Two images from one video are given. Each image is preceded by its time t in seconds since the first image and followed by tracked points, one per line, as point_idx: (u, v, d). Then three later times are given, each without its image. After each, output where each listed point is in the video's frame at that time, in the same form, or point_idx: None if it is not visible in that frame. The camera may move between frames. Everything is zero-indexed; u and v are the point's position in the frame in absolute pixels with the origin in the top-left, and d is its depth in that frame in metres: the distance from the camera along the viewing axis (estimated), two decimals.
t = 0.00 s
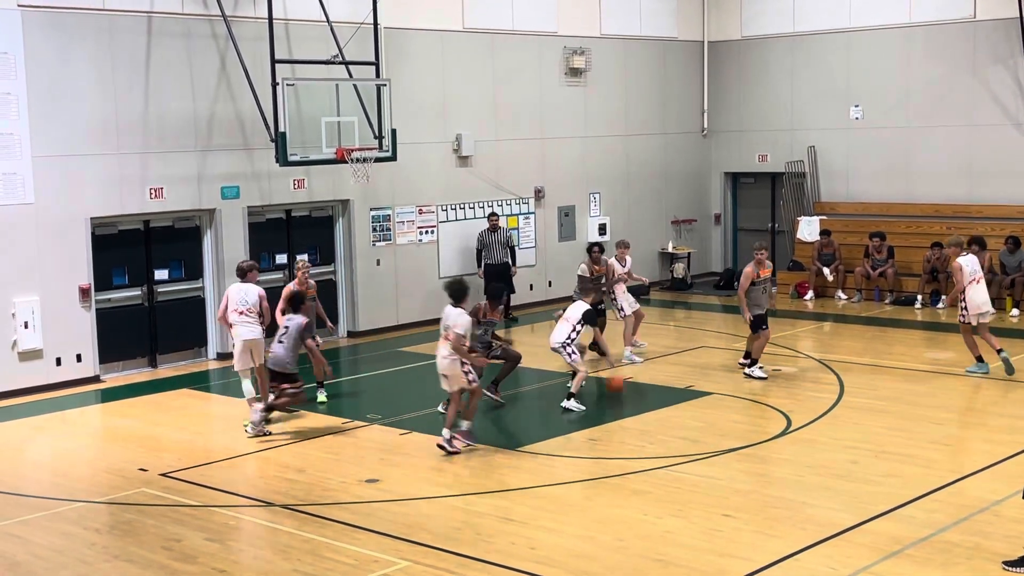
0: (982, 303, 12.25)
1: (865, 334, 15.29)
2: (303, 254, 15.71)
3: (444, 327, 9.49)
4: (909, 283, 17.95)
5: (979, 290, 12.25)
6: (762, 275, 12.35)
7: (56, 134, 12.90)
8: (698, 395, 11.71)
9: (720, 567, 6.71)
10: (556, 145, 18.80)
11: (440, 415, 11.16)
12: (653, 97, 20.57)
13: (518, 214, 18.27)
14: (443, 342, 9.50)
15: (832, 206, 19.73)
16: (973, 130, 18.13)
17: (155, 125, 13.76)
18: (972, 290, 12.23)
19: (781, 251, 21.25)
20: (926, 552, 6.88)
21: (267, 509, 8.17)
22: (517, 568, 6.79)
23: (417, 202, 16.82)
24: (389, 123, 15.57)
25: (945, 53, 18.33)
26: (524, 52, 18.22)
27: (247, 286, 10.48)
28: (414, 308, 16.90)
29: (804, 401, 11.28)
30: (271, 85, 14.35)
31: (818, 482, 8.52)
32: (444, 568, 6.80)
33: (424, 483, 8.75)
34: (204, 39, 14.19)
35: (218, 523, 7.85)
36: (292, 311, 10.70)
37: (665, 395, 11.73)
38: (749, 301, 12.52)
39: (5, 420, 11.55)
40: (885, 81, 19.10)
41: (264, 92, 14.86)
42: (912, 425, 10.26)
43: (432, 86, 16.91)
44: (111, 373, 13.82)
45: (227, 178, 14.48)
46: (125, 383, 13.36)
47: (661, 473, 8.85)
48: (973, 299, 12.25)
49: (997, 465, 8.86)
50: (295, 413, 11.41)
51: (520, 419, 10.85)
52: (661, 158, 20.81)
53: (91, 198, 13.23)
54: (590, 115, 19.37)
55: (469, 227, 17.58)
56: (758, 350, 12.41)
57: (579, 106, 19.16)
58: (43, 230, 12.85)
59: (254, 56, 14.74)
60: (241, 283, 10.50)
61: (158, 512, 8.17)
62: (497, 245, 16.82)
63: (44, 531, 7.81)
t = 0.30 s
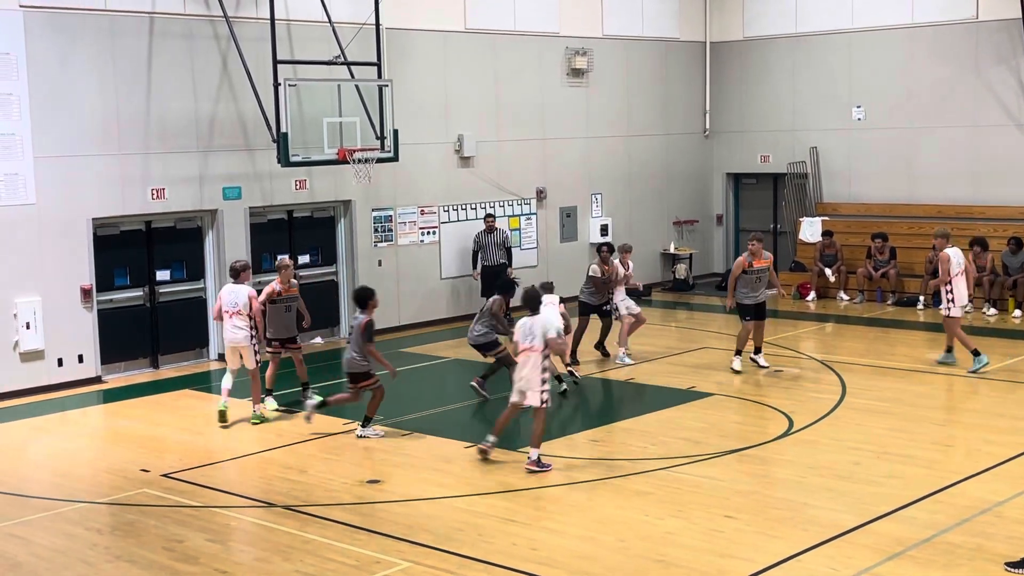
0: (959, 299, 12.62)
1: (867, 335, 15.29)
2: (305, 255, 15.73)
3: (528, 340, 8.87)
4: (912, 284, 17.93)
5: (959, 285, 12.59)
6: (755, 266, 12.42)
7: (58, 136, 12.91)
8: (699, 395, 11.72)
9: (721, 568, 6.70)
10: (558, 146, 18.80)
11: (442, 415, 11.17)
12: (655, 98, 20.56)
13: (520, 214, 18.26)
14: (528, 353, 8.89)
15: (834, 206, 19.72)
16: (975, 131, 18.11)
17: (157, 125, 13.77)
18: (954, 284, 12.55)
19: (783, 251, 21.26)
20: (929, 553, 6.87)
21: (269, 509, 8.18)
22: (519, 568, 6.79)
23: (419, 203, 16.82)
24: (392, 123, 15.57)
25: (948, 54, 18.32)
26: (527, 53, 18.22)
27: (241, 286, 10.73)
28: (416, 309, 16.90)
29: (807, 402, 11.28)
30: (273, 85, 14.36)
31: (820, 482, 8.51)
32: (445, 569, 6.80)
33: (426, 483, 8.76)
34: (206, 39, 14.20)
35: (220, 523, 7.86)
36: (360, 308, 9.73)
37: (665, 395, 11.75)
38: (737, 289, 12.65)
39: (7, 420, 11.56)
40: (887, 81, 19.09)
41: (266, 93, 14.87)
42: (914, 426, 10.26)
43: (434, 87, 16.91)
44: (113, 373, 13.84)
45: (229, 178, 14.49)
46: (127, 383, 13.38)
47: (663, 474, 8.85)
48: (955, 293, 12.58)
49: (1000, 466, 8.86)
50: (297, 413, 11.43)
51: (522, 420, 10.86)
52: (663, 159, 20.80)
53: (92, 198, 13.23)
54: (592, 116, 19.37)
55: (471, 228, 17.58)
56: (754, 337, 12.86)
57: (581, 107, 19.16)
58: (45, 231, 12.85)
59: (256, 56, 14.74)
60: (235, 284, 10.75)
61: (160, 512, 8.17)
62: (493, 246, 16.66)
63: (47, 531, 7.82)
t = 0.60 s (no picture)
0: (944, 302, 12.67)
1: (869, 335, 15.29)
2: (307, 255, 15.74)
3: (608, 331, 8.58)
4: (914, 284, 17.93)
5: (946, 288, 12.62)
6: (741, 270, 12.51)
7: (60, 136, 12.92)
8: (701, 395, 11.72)
9: (722, 568, 6.70)
10: (560, 146, 18.79)
11: (444, 415, 11.18)
12: (657, 98, 20.55)
13: (522, 215, 18.26)
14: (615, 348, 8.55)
15: (837, 207, 19.70)
16: (978, 131, 18.10)
17: (158, 126, 13.77)
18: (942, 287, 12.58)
19: (785, 251, 21.25)
20: (930, 553, 6.87)
21: (271, 509, 8.18)
22: (520, 568, 6.79)
23: (421, 203, 16.82)
24: (394, 123, 15.56)
25: (950, 54, 18.30)
26: (529, 54, 18.22)
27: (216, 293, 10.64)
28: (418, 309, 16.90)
29: (808, 402, 11.28)
30: (275, 85, 14.37)
31: (821, 483, 8.51)
32: (446, 569, 6.80)
33: (427, 483, 8.76)
34: (208, 40, 14.21)
35: (222, 523, 7.86)
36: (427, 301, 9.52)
37: (667, 395, 11.75)
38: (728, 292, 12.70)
39: (10, 420, 11.57)
40: (889, 82, 19.08)
41: (268, 93, 14.87)
42: (915, 426, 10.26)
43: (436, 88, 16.91)
44: (115, 373, 13.85)
45: (231, 179, 14.50)
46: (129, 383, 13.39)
47: (665, 474, 8.85)
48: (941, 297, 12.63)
49: (1001, 467, 8.86)
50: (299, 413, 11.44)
51: (523, 420, 10.86)
52: (665, 159, 20.80)
53: (94, 198, 13.23)
54: (594, 116, 19.37)
55: (473, 228, 17.57)
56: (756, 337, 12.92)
57: (583, 107, 19.16)
58: (47, 231, 12.86)
59: (258, 56, 14.75)
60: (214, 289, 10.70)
61: (162, 512, 8.18)
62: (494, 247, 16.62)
63: (48, 531, 7.82)
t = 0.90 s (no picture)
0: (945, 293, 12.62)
1: (872, 335, 15.29)
2: (310, 255, 15.75)
3: (708, 339, 8.31)
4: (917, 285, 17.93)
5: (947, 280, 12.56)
6: (708, 270, 12.57)
7: (63, 137, 12.92)
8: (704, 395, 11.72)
9: (725, 569, 6.70)
10: (563, 146, 18.79)
11: (447, 415, 11.18)
12: (660, 98, 20.55)
13: (525, 215, 18.27)
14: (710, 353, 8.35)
15: (840, 207, 19.68)
16: (981, 132, 18.08)
17: (162, 126, 13.78)
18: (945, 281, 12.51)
19: (788, 252, 21.26)
20: (933, 554, 6.86)
21: (273, 509, 8.19)
22: (523, 569, 6.79)
23: (424, 203, 16.82)
24: (397, 123, 15.55)
25: (953, 55, 18.29)
26: (531, 54, 18.23)
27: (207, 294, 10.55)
28: (421, 309, 16.92)
29: (811, 402, 11.28)
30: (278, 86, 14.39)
31: (824, 483, 8.51)
32: (449, 569, 6.80)
33: (430, 483, 8.76)
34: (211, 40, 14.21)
35: (225, 523, 7.87)
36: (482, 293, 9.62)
37: (670, 396, 11.75)
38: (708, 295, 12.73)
39: (13, 420, 11.58)
40: (891, 82, 19.08)
41: (271, 93, 14.88)
42: (918, 426, 10.26)
43: (439, 89, 16.91)
44: (118, 373, 13.86)
45: (234, 179, 14.51)
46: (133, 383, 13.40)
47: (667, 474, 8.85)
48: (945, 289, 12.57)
49: (1004, 467, 8.85)
50: (302, 413, 11.44)
51: (527, 420, 10.87)
52: (668, 159, 20.80)
53: (97, 198, 13.25)
54: (596, 116, 19.36)
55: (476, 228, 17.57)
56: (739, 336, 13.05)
57: (586, 107, 19.15)
58: (50, 231, 12.87)
59: (261, 56, 14.76)
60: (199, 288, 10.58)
61: (165, 512, 8.19)
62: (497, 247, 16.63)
63: (52, 531, 7.83)
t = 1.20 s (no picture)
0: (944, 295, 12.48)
1: (875, 336, 15.27)
2: (313, 255, 15.75)
3: (788, 345, 8.27)
4: (920, 285, 17.93)
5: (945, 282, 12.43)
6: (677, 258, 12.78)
7: (66, 136, 12.93)
8: (706, 395, 11.71)
9: (729, 569, 6.69)
10: (566, 147, 18.80)
11: (450, 415, 11.17)
12: (663, 98, 20.55)
13: (527, 215, 18.27)
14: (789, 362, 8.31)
15: (842, 207, 19.68)
16: (984, 132, 18.07)
17: (164, 125, 13.79)
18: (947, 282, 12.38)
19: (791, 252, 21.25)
20: (936, 554, 6.86)
21: (276, 509, 8.18)
22: (527, 569, 6.78)
23: (427, 203, 16.82)
24: (399, 124, 15.55)
25: (956, 54, 18.28)
26: (534, 54, 18.23)
27: (200, 292, 10.60)
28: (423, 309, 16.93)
29: (814, 403, 11.27)
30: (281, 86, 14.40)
31: (828, 483, 8.50)
32: (452, 569, 6.80)
33: (433, 483, 8.76)
34: (214, 40, 14.22)
35: (228, 523, 7.87)
36: (524, 303, 9.63)
37: (673, 396, 11.74)
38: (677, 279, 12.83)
39: (17, 420, 11.58)
40: (894, 82, 19.06)
41: (274, 93, 14.90)
42: (921, 427, 10.24)
43: (442, 89, 16.92)
44: (121, 373, 13.87)
45: (237, 179, 14.52)
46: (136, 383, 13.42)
47: (670, 474, 8.84)
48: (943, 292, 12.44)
49: (1007, 467, 8.84)
50: (304, 413, 11.45)
51: (530, 419, 10.86)
52: (671, 159, 20.79)
53: (100, 198, 13.26)
54: (599, 116, 19.35)
55: (478, 228, 17.56)
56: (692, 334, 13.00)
57: (589, 107, 19.15)
58: (53, 231, 12.88)
59: (264, 57, 14.77)
60: (190, 290, 10.56)
61: (168, 512, 8.19)
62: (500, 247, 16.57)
63: (55, 531, 7.83)
